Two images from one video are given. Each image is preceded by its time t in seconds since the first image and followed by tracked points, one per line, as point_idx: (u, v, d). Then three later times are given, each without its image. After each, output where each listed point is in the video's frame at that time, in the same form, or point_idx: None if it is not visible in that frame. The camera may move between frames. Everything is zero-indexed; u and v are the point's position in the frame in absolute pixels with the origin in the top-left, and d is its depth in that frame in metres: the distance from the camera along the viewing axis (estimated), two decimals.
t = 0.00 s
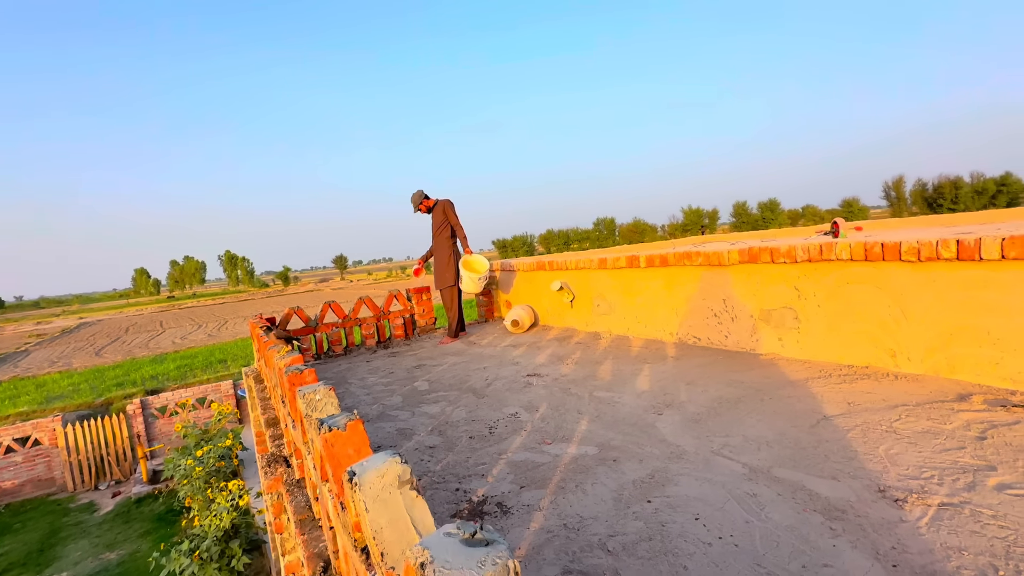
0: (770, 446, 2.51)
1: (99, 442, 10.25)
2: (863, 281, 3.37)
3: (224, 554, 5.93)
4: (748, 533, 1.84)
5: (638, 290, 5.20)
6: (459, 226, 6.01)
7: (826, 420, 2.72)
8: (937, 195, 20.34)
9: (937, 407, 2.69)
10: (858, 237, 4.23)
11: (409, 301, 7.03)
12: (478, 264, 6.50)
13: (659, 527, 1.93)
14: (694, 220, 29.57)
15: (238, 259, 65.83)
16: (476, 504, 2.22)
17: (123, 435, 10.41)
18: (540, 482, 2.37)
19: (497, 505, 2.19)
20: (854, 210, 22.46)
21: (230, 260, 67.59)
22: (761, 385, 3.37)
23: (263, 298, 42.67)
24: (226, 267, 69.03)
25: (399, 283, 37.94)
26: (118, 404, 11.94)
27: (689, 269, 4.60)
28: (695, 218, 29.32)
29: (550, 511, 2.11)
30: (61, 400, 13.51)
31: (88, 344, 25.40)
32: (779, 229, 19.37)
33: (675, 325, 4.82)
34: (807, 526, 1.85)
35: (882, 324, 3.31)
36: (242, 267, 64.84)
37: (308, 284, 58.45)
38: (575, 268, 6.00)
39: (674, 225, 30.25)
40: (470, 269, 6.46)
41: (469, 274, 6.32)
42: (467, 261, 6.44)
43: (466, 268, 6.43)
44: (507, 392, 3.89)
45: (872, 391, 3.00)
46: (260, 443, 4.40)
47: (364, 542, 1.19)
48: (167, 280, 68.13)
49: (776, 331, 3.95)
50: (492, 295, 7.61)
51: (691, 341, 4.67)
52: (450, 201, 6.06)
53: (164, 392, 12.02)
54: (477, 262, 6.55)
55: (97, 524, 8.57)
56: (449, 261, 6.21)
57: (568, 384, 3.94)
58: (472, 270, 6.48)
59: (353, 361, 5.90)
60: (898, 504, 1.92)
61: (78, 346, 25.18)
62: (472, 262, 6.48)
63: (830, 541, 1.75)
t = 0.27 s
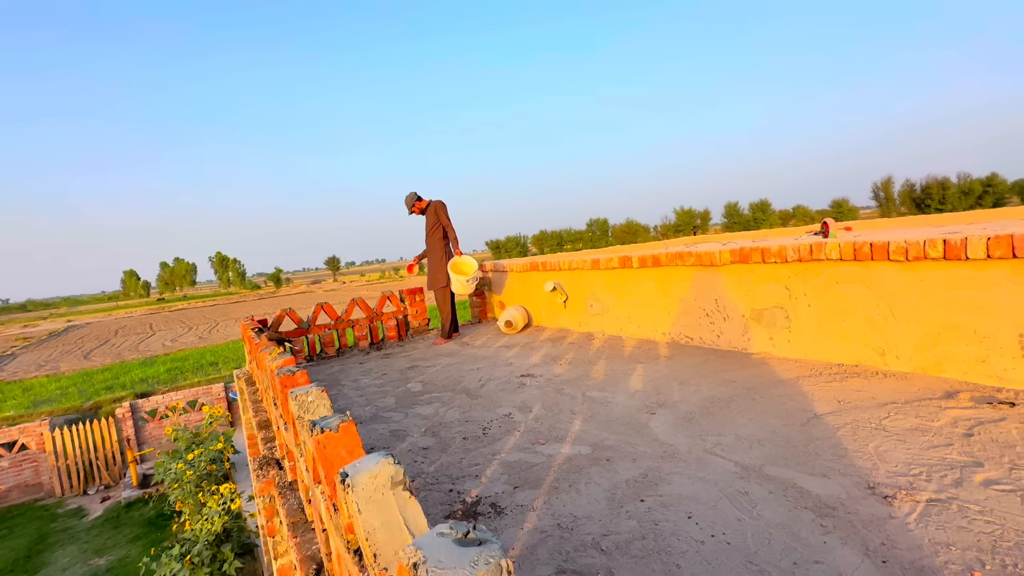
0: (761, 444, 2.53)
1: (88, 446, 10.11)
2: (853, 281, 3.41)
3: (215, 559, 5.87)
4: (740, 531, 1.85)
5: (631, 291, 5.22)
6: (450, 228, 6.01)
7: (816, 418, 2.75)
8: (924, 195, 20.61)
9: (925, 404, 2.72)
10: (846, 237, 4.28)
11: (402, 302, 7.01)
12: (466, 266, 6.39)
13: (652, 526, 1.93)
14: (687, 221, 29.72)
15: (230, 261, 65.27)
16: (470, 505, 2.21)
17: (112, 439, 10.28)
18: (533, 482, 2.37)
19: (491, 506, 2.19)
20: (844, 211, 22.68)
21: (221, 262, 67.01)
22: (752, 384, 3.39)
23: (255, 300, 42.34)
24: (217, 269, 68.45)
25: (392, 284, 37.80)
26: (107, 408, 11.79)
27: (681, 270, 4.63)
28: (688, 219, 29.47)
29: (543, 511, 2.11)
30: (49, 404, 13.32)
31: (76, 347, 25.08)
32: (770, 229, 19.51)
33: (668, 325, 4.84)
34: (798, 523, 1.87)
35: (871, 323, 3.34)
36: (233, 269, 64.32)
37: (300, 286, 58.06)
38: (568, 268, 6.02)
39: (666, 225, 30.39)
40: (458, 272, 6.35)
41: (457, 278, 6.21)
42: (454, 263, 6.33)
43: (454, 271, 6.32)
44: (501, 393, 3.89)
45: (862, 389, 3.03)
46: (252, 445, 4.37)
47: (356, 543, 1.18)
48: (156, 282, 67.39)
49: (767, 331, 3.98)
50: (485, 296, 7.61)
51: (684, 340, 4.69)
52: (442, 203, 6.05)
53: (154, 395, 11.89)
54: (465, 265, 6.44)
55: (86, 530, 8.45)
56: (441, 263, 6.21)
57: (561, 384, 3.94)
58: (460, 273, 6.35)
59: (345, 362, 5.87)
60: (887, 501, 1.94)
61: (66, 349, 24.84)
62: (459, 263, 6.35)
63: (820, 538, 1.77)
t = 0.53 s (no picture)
0: (752, 443, 2.55)
1: (75, 451, 9.96)
2: (842, 281, 3.44)
3: (206, 564, 5.81)
4: (732, 530, 1.86)
5: (624, 291, 5.24)
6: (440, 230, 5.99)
7: (807, 417, 2.77)
8: (911, 197, 20.88)
9: (914, 402, 2.75)
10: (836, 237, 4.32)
11: (394, 303, 6.98)
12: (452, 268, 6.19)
13: (645, 525, 1.94)
14: (679, 221, 29.86)
15: (220, 262, 64.66)
16: (463, 506, 2.21)
17: (100, 443, 10.14)
18: (526, 483, 2.37)
19: (484, 507, 2.19)
20: (834, 212, 22.89)
21: (211, 264, 66.38)
22: (744, 383, 3.42)
23: (246, 302, 41.96)
24: (207, 271, 67.81)
25: (384, 286, 37.61)
26: (95, 412, 11.63)
27: (673, 270, 4.65)
28: (680, 220, 29.61)
29: (536, 511, 2.11)
30: (34, 408, 13.11)
31: (63, 351, 24.71)
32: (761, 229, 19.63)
33: (660, 325, 4.86)
34: (789, 521, 1.88)
35: (861, 322, 3.38)
36: (223, 271, 63.75)
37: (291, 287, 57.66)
38: (561, 269, 6.02)
39: (658, 226, 30.51)
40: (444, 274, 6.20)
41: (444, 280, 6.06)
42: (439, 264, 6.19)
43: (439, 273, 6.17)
44: (494, 394, 3.89)
45: (852, 388, 3.06)
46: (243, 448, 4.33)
47: (348, 546, 1.17)
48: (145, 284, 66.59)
49: (758, 330, 4.01)
50: (478, 297, 7.60)
51: (676, 341, 4.71)
52: (433, 205, 6.05)
53: (143, 398, 11.74)
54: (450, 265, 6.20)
55: (73, 536, 8.33)
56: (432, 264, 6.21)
57: (554, 385, 3.95)
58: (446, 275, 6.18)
59: (337, 364, 5.83)
60: (876, 498, 1.96)
61: (52, 352, 24.45)
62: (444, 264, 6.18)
63: (811, 535, 1.78)
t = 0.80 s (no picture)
0: (744, 443, 2.57)
1: (61, 456, 9.81)
2: (830, 282, 3.48)
3: (195, 569, 5.74)
4: (724, 529, 1.87)
5: (616, 293, 5.26)
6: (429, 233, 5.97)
7: (797, 416, 2.80)
8: (898, 199, 21.15)
9: (901, 401, 2.79)
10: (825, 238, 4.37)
11: (387, 305, 6.95)
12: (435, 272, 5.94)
13: (637, 525, 1.95)
14: (670, 223, 30.02)
15: (210, 264, 64.02)
16: (456, 508, 2.20)
17: (86, 448, 9.99)
18: (519, 484, 2.37)
19: (477, 509, 2.18)
20: (823, 213, 23.11)
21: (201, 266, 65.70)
22: (735, 384, 3.44)
23: (236, 304, 41.55)
24: (196, 273, 67.12)
25: (376, 288, 37.43)
26: (81, 416, 11.46)
27: (665, 272, 4.68)
28: (671, 221, 29.77)
29: (530, 513, 2.11)
30: (19, 413, 12.88)
31: (48, 354, 24.31)
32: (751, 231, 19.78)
33: (652, 326, 4.89)
34: (780, 520, 1.90)
35: (849, 322, 3.42)
36: (213, 273, 63.12)
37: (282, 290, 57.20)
38: (553, 270, 6.03)
39: (650, 228, 30.64)
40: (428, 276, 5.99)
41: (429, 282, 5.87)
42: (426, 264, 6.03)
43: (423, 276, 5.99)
44: (487, 395, 3.88)
45: (841, 388, 3.10)
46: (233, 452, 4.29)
47: (340, 549, 1.17)
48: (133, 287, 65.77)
49: (749, 331, 4.04)
50: (470, 299, 7.59)
51: (668, 342, 4.74)
52: (424, 207, 6.04)
53: (131, 402, 11.59)
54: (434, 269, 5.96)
55: (59, 542, 8.19)
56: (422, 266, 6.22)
57: (547, 386, 3.95)
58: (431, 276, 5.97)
59: (329, 367, 5.80)
60: (865, 496, 1.98)
61: (37, 356, 24.05)
62: (427, 265, 5.95)
63: (801, 534, 1.80)
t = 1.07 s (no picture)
0: (733, 442, 2.59)
1: (46, 462, 9.65)
2: (818, 283, 3.52)
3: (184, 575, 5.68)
4: (713, 529, 1.89)
5: (607, 294, 5.28)
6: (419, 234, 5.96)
7: (786, 416, 2.82)
8: (886, 201, 21.43)
9: (887, 400, 2.83)
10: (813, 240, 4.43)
11: (378, 307, 6.92)
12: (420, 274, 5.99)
13: (628, 526, 1.95)
14: (662, 225, 30.18)
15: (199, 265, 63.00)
16: (448, 511, 2.20)
17: (72, 453, 9.83)
18: (511, 486, 2.37)
19: (468, 511, 2.18)
20: (812, 215, 23.34)
21: (190, 268, 65.00)
22: (725, 384, 3.47)
23: (225, 307, 41.14)
24: (185, 275, 66.39)
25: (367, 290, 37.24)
26: (67, 421, 11.28)
27: (656, 273, 4.71)
28: (663, 223, 29.93)
29: (521, 514, 2.11)
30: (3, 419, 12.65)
31: (33, 358, 23.90)
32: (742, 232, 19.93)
33: (643, 327, 4.91)
34: (769, 519, 1.91)
35: (837, 323, 3.46)
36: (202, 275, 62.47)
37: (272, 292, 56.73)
38: (545, 272, 6.04)
39: (641, 230, 30.78)
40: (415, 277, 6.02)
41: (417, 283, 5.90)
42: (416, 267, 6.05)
43: (408, 278, 6.04)
44: (479, 397, 3.88)
45: (829, 387, 3.13)
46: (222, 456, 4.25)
47: (329, 552, 1.16)
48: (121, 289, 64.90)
49: (739, 332, 4.07)
50: (462, 301, 7.58)
51: (659, 342, 4.76)
52: (415, 209, 6.04)
53: (119, 406, 11.44)
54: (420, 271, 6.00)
55: (44, 550, 8.06)
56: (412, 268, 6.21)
57: (539, 388, 3.95)
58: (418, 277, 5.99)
59: (320, 369, 5.76)
60: (853, 494, 2.01)
61: (21, 360, 23.63)
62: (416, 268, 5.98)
63: (790, 533, 1.81)
